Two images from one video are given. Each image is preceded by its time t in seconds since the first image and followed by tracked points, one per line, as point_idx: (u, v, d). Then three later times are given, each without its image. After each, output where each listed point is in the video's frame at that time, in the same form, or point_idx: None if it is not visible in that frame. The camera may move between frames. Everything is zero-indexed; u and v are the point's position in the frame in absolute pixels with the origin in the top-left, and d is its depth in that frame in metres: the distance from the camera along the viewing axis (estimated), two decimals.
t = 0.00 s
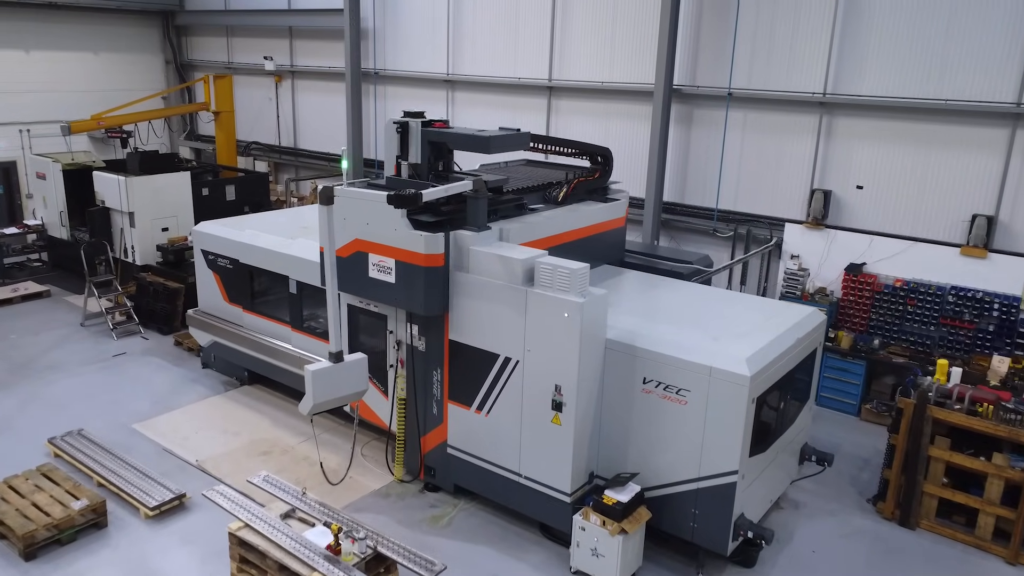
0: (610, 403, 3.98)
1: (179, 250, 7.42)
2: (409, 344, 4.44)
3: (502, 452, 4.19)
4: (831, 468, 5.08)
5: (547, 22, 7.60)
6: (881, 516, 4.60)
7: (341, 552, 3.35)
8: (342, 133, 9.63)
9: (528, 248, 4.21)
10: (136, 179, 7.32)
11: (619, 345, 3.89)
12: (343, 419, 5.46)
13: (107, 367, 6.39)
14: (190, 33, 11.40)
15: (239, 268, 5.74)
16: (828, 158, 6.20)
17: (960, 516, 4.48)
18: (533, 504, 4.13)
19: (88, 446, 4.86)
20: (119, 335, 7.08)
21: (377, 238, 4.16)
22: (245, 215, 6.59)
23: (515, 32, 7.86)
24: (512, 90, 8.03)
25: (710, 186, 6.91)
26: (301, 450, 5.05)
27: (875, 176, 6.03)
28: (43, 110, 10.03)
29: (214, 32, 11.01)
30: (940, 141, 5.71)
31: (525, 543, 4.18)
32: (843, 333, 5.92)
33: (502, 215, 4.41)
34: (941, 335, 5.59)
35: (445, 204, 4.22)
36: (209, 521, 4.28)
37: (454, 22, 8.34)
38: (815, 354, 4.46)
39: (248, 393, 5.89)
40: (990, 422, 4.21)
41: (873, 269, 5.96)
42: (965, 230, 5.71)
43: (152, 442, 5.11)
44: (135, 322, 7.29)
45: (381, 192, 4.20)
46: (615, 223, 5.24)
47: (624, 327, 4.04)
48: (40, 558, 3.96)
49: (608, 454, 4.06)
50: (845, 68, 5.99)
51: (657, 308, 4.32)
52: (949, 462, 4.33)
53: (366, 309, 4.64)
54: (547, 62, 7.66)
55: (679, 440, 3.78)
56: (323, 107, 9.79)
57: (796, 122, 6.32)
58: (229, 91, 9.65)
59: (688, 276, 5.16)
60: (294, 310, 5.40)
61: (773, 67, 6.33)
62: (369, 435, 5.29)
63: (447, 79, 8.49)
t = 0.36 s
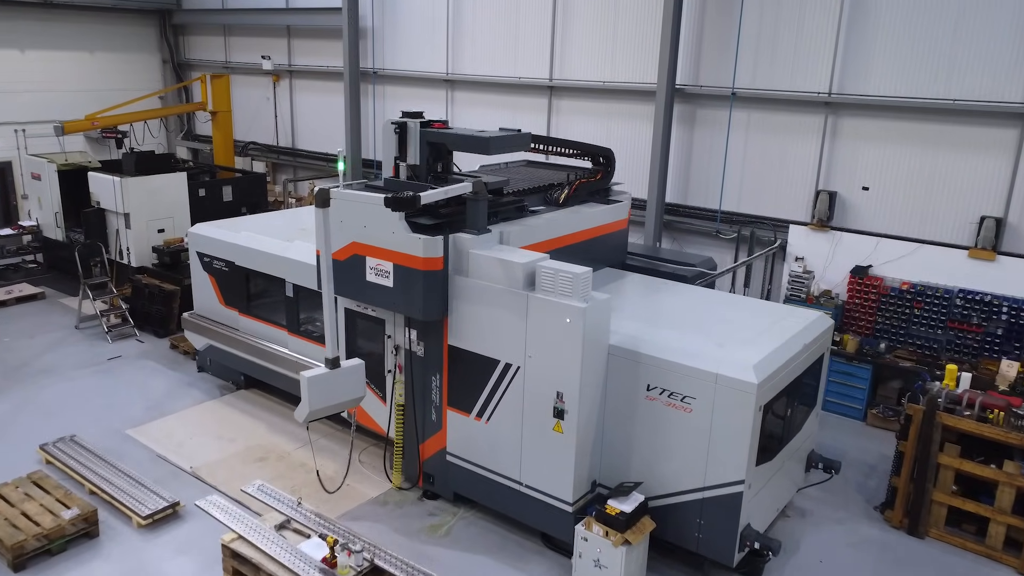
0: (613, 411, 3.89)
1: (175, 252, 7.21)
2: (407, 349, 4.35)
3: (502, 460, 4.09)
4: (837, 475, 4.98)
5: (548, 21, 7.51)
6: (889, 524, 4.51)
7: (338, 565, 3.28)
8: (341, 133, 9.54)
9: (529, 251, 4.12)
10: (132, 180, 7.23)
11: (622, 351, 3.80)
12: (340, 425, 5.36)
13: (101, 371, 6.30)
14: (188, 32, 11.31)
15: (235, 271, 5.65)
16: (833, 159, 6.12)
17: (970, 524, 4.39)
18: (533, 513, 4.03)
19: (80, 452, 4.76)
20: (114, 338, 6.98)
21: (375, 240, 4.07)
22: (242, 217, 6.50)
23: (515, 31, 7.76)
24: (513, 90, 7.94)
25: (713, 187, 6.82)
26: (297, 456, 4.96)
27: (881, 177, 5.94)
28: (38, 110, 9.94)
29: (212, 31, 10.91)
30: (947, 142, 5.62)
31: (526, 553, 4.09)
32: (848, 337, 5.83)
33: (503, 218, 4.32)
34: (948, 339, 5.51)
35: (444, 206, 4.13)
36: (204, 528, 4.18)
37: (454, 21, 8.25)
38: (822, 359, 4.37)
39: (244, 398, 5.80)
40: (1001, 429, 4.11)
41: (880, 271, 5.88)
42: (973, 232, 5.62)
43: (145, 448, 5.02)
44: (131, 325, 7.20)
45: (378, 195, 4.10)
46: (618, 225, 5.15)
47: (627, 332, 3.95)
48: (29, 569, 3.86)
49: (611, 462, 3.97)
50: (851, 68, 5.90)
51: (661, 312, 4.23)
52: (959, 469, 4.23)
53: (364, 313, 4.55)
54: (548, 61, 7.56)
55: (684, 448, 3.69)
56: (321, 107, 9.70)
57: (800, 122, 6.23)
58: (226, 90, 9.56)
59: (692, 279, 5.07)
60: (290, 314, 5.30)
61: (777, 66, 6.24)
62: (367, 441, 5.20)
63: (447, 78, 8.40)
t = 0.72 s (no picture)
0: (616, 415, 3.80)
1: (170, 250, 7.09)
2: (406, 350, 4.26)
3: (502, 465, 4.01)
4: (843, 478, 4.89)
5: (548, 16, 7.40)
6: (897, 528, 4.42)
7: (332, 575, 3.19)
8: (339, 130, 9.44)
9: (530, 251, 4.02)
10: (127, 177, 7.13)
11: (625, 353, 3.71)
12: (338, 427, 5.27)
13: (96, 371, 6.21)
14: (185, 27, 11.20)
15: (230, 270, 5.55)
16: (839, 156, 6.02)
17: (979, 530, 4.30)
18: (534, 519, 3.94)
19: (71, 456, 4.67)
20: (109, 337, 6.88)
21: (372, 240, 3.98)
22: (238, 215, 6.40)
23: (515, 27, 7.66)
24: (513, 86, 7.84)
25: (717, 185, 6.73)
26: (294, 459, 4.87)
27: (888, 174, 5.84)
28: (33, 106, 9.84)
29: (208, 26, 10.80)
30: (954, 139, 5.52)
31: (526, 559, 4.00)
32: (854, 337, 5.75)
33: (503, 217, 4.23)
34: (956, 339, 5.43)
35: (443, 205, 4.03)
36: (197, 533, 4.10)
37: (453, 15, 8.15)
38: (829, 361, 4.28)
39: (240, 399, 5.71)
40: (1013, 433, 4.02)
41: (885, 271, 5.79)
42: (982, 231, 5.52)
43: (139, 451, 4.93)
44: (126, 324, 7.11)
45: (376, 194, 4.01)
46: (620, 224, 5.05)
47: (630, 334, 3.86)
48: None
49: (614, 467, 3.88)
50: (857, 64, 5.80)
51: (664, 314, 4.14)
52: (969, 474, 4.15)
53: (362, 314, 4.46)
54: (549, 57, 7.46)
55: (688, 454, 3.60)
56: (319, 103, 9.60)
57: (805, 118, 6.13)
58: (223, 86, 9.46)
59: (695, 279, 4.98)
60: (286, 314, 5.22)
61: (781, 62, 6.14)
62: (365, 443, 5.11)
63: (446, 74, 8.30)
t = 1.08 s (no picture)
0: (619, 415, 3.71)
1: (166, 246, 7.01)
2: (404, 349, 4.17)
3: (503, 466, 3.92)
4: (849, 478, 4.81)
5: (549, 7, 7.28)
6: (904, 530, 4.34)
7: None
8: (337, 123, 9.33)
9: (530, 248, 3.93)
10: (121, 171, 7.03)
11: (629, 353, 3.62)
12: (335, 426, 5.19)
13: (90, 368, 6.13)
14: (180, 19, 11.07)
15: (226, 267, 5.46)
16: (845, 150, 5.92)
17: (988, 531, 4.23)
18: (535, 522, 3.86)
19: (64, 456, 4.59)
20: (104, 334, 6.80)
21: (369, 237, 3.89)
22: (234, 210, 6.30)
23: (516, 18, 7.54)
24: (513, 79, 7.72)
25: (720, 179, 6.62)
26: (290, 459, 4.79)
27: (895, 168, 5.74)
28: (27, 98, 9.73)
29: (205, 18, 10.67)
30: (963, 132, 5.42)
31: (527, 562, 3.92)
32: (859, 334, 5.66)
33: (503, 213, 4.13)
34: (963, 336, 5.34)
35: (442, 201, 3.94)
36: (191, 535, 4.01)
37: (452, 7, 8.02)
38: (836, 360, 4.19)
39: (237, 397, 5.63)
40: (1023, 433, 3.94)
41: (892, 267, 5.71)
42: (991, 226, 5.43)
43: (133, 450, 4.84)
44: (121, 320, 7.02)
45: (373, 190, 3.92)
46: (622, 220, 4.95)
47: (633, 334, 3.77)
48: None
49: (616, 469, 3.79)
50: (864, 56, 5.69)
51: (668, 312, 4.05)
52: (978, 475, 4.07)
53: (359, 312, 4.37)
54: (550, 49, 7.34)
55: (693, 456, 3.51)
56: (317, 95, 9.48)
57: (811, 111, 6.03)
58: (219, 78, 9.34)
59: (699, 276, 4.88)
60: (283, 311, 5.13)
61: (786, 54, 6.03)
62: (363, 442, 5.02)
63: (445, 67, 8.18)
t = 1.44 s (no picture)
0: (622, 415, 3.63)
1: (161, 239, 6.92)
2: (402, 347, 4.08)
3: (503, 467, 3.84)
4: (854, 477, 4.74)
5: None
6: (911, 530, 4.26)
7: None
8: (335, 114, 9.21)
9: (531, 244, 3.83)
10: (115, 163, 6.92)
11: (632, 352, 3.53)
12: (332, 423, 5.11)
13: (84, 364, 6.04)
14: (176, 8, 10.93)
15: (221, 261, 5.37)
16: (851, 142, 5.82)
17: (996, 532, 4.15)
18: (536, 523, 3.78)
19: (56, 454, 4.51)
20: (99, 328, 6.72)
21: (366, 232, 3.79)
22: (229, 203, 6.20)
23: (516, 8, 7.42)
24: (513, 70, 7.60)
25: (724, 171, 6.52)
26: (287, 457, 4.71)
27: (902, 161, 5.64)
28: (20, 89, 9.61)
29: (201, 7, 10.53)
30: (972, 124, 5.32)
31: (528, 564, 3.84)
32: (865, 330, 5.57)
33: (503, 207, 4.04)
34: (970, 332, 5.26)
35: (440, 196, 3.84)
36: (185, 535, 3.93)
37: None
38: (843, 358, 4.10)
39: (233, 393, 5.55)
40: None
41: (898, 262, 5.61)
42: (999, 220, 5.33)
43: (127, 449, 4.77)
44: (116, 315, 6.94)
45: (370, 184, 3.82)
46: (625, 214, 4.86)
47: (636, 332, 3.68)
48: None
49: (619, 469, 3.71)
50: (871, 46, 5.58)
51: (672, 309, 3.96)
52: (987, 475, 3.98)
53: (356, 309, 4.28)
54: (551, 39, 7.22)
55: (698, 457, 3.43)
56: (314, 87, 9.36)
57: (816, 103, 5.92)
58: (215, 69, 9.21)
59: (703, 271, 4.79)
60: (279, 307, 5.04)
61: (792, 45, 5.92)
62: (360, 440, 4.94)
63: (444, 57, 8.06)
